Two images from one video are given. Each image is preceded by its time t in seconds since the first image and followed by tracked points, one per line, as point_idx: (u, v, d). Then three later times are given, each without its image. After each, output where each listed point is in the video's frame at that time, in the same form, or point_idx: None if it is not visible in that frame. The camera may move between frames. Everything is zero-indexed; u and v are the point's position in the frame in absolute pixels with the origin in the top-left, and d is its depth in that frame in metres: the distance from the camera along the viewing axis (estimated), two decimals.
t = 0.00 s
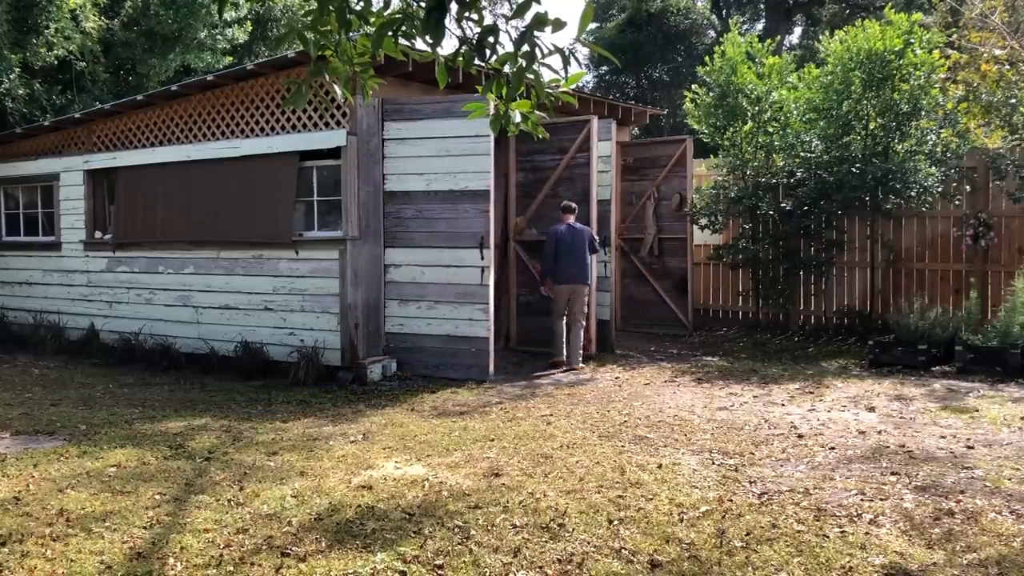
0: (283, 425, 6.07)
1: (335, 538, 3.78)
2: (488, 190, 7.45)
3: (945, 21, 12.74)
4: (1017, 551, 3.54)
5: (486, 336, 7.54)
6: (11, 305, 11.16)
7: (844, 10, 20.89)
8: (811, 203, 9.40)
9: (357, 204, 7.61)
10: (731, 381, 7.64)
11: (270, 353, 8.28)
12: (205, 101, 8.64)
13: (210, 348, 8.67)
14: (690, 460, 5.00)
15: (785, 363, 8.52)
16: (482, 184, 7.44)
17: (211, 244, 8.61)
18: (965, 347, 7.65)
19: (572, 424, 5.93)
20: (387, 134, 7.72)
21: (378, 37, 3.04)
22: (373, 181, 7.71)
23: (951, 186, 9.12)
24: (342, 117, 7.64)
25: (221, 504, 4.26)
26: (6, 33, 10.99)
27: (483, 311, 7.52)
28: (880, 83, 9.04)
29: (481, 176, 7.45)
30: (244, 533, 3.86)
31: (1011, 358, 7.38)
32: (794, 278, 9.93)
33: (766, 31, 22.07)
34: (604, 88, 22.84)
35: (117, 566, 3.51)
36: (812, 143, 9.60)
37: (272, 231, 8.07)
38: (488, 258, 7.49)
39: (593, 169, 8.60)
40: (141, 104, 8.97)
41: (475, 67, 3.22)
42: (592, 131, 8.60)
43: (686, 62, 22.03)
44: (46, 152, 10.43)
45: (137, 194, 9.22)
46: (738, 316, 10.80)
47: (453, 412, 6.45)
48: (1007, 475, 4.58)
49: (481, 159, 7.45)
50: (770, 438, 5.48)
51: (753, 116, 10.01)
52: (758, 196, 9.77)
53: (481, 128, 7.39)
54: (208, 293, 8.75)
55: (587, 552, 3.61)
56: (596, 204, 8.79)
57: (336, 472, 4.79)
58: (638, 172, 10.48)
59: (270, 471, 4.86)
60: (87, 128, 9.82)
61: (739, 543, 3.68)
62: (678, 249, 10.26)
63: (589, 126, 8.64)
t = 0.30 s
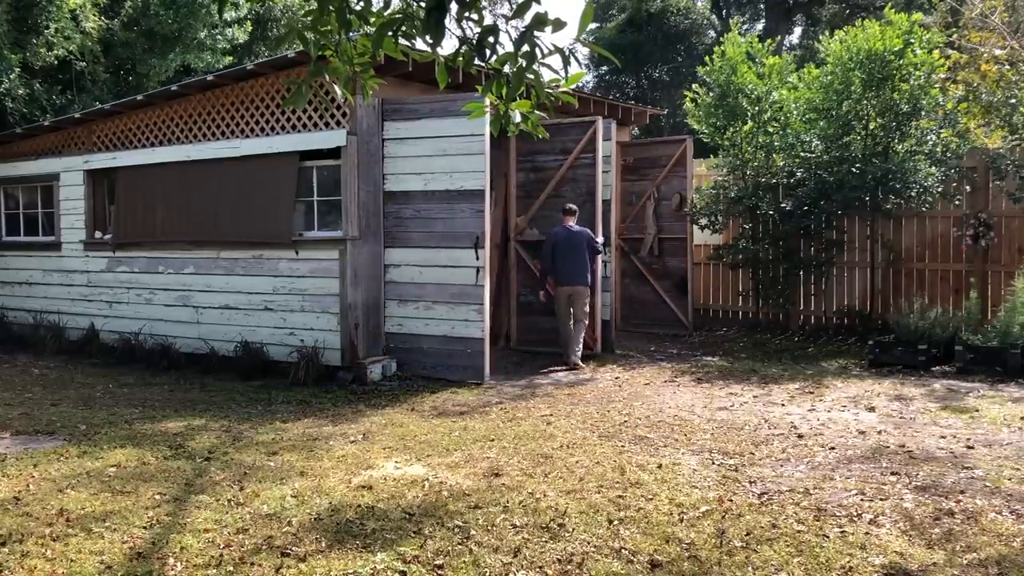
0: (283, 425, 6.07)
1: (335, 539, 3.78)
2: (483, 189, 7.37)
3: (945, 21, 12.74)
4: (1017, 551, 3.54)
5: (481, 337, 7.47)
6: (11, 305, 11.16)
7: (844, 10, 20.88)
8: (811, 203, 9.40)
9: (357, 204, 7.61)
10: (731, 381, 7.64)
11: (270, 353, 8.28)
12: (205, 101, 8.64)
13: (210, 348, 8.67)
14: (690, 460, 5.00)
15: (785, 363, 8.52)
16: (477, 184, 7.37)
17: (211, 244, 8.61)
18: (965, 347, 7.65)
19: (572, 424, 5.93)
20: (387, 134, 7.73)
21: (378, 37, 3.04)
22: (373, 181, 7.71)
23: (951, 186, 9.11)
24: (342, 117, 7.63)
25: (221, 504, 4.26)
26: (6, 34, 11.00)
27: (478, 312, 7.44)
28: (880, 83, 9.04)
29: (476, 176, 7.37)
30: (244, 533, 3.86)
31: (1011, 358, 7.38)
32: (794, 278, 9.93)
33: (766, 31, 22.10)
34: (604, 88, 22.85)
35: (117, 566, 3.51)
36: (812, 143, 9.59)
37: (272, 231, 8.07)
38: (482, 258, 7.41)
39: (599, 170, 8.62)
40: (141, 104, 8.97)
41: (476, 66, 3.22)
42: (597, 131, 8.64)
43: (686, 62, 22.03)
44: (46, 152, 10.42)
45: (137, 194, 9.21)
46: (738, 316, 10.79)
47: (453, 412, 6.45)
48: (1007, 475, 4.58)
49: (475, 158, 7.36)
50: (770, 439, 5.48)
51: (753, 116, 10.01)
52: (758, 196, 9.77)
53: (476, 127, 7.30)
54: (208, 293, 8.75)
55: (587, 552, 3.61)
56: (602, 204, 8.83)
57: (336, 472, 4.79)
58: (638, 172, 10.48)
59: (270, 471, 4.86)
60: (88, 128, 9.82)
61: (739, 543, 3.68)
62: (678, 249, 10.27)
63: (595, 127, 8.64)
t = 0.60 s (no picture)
0: (283, 425, 6.07)
1: (335, 539, 3.78)
2: (477, 189, 7.34)
3: (945, 21, 12.74)
4: (1017, 551, 3.54)
5: (475, 338, 7.44)
6: (11, 305, 11.16)
7: (844, 10, 20.87)
8: (811, 203, 9.40)
9: (357, 205, 7.60)
10: (730, 381, 7.65)
11: (270, 353, 8.29)
12: (205, 101, 8.64)
13: (210, 348, 8.67)
14: (690, 460, 5.00)
15: (785, 363, 8.53)
16: (473, 184, 7.34)
17: (211, 244, 8.61)
18: (965, 347, 7.65)
19: (572, 424, 5.93)
20: (387, 134, 7.74)
21: (377, 37, 3.03)
22: (373, 181, 7.72)
23: (951, 186, 9.12)
24: (342, 117, 7.63)
25: (221, 504, 4.26)
26: (6, 34, 11.00)
27: (473, 312, 7.42)
28: (880, 83, 9.04)
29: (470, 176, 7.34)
30: (244, 533, 3.86)
31: (1011, 358, 7.38)
32: (794, 278, 9.93)
33: (767, 31, 22.10)
34: (604, 88, 22.84)
35: (117, 566, 3.51)
36: (812, 143, 9.59)
37: (272, 231, 8.07)
38: (477, 258, 7.39)
39: (603, 170, 8.65)
40: (141, 104, 8.97)
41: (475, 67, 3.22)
42: (602, 132, 8.71)
43: (686, 62, 22.02)
44: (46, 152, 10.42)
45: (137, 194, 9.22)
46: (738, 316, 10.79)
47: (453, 412, 6.45)
48: (1007, 475, 4.58)
49: (470, 157, 7.32)
50: (770, 439, 5.49)
51: (753, 116, 10.01)
52: (758, 197, 9.77)
53: (470, 126, 7.26)
54: (208, 293, 8.75)
55: (587, 552, 3.61)
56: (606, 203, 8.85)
57: (336, 472, 4.80)
58: (638, 172, 10.49)
59: (270, 471, 4.86)
60: (87, 128, 9.82)
61: (739, 543, 3.69)
62: (678, 249, 10.27)
63: (600, 127, 8.73)
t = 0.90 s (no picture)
0: (283, 425, 6.07)
1: (335, 539, 3.78)
2: (471, 188, 7.29)
3: (945, 21, 12.74)
4: (1017, 551, 3.54)
5: (469, 338, 7.39)
6: (11, 305, 11.16)
7: (844, 10, 20.85)
8: (811, 203, 9.40)
9: (357, 205, 7.61)
10: (730, 381, 7.64)
11: (270, 353, 8.29)
12: (205, 101, 8.64)
13: (210, 348, 8.67)
14: (690, 460, 5.00)
15: (785, 363, 8.53)
16: (466, 183, 7.29)
17: (211, 244, 8.61)
18: (965, 347, 7.66)
19: (571, 424, 5.93)
20: (387, 134, 7.75)
21: (377, 37, 3.03)
22: (373, 181, 7.72)
23: (951, 186, 9.12)
24: (342, 117, 7.62)
25: (221, 504, 4.26)
26: (6, 34, 11.00)
27: (466, 313, 7.38)
28: (880, 83, 9.04)
29: (464, 175, 7.30)
30: (243, 533, 3.86)
31: (1011, 358, 7.38)
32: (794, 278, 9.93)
33: (767, 31, 22.09)
34: (604, 88, 22.85)
35: (117, 566, 3.51)
36: (812, 143, 9.59)
37: (272, 231, 8.07)
38: (470, 258, 7.35)
39: (602, 170, 8.64)
40: (141, 104, 8.97)
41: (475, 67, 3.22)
42: (603, 132, 8.72)
43: (686, 62, 22.01)
44: (46, 152, 10.42)
45: (137, 194, 9.21)
46: (738, 316, 10.79)
47: (453, 412, 6.45)
48: (1007, 475, 4.58)
49: (464, 156, 7.28)
50: (770, 438, 5.49)
51: (753, 116, 10.01)
52: (758, 196, 9.78)
53: (464, 125, 7.21)
54: (208, 293, 8.75)
55: (587, 552, 3.61)
56: (606, 203, 8.86)
57: (336, 472, 4.80)
58: (638, 172, 10.49)
59: (270, 471, 4.86)
60: (87, 128, 9.82)
61: (739, 543, 3.69)
62: (678, 249, 10.28)
63: (600, 127, 8.74)
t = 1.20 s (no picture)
0: (283, 425, 6.07)
1: (335, 538, 3.78)
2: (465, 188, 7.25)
3: (945, 21, 12.74)
4: (1017, 551, 3.54)
5: (463, 339, 7.35)
6: (11, 305, 11.16)
7: (844, 10, 20.85)
8: (811, 203, 9.40)
9: (357, 205, 7.61)
10: (730, 381, 7.65)
11: (270, 353, 8.28)
12: (204, 101, 8.64)
13: (210, 347, 8.67)
14: (690, 460, 5.00)
15: (785, 363, 8.52)
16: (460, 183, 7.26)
17: (211, 244, 8.60)
18: (965, 348, 7.66)
19: (571, 424, 5.93)
20: (386, 133, 7.76)
21: (377, 37, 3.04)
22: (372, 182, 7.72)
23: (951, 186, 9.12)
24: (342, 117, 7.62)
25: (221, 504, 4.26)
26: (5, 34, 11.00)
27: (459, 314, 7.32)
28: (880, 83, 9.04)
29: (459, 174, 7.26)
30: (243, 533, 3.86)
31: (1011, 358, 7.38)
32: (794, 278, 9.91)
33: (766, 31, 22.09)
34: (604, 88, 22.86)
35: (117, 566, 3.51)
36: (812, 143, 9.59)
37: (272, 231, 8.07)
38: (464, 259, 7.30)
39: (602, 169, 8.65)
40: (141, 104, 8.97)
41: (474, 67, 3.23)
42: (602, 130, 8.73)
43: (686, 62, 22.01)
44: (46, 152, 10.42)
45: (137, 194, 9.22)
46: (738, 316, 10.78)
47: (453, 412, 6.45)
48: (1007, 475, 4.58)
49: (459, 156, 7.24)
50: (770, 438, 5.49)
51: (753, 115, 10.01)
52: (757, 197, 9.79)
53: (460, 124, 7.18)
54: (208, 292, 8.75)
55: (587, 552, 3.61)
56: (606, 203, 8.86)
57: (336, 472, 4.79)
58: (638, 172, 10.49)
59: (270, 471, 4.86)
60: (88, 128, 9.82)
61: (738, 542, 3.69)
62: (678, 249, 10.27)
63: (599, 127, 8.74)
